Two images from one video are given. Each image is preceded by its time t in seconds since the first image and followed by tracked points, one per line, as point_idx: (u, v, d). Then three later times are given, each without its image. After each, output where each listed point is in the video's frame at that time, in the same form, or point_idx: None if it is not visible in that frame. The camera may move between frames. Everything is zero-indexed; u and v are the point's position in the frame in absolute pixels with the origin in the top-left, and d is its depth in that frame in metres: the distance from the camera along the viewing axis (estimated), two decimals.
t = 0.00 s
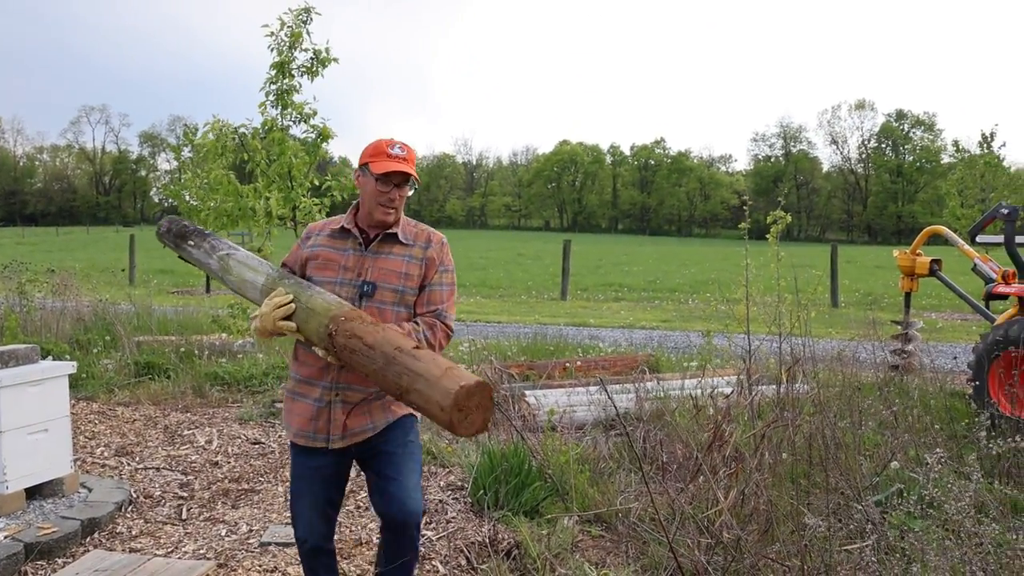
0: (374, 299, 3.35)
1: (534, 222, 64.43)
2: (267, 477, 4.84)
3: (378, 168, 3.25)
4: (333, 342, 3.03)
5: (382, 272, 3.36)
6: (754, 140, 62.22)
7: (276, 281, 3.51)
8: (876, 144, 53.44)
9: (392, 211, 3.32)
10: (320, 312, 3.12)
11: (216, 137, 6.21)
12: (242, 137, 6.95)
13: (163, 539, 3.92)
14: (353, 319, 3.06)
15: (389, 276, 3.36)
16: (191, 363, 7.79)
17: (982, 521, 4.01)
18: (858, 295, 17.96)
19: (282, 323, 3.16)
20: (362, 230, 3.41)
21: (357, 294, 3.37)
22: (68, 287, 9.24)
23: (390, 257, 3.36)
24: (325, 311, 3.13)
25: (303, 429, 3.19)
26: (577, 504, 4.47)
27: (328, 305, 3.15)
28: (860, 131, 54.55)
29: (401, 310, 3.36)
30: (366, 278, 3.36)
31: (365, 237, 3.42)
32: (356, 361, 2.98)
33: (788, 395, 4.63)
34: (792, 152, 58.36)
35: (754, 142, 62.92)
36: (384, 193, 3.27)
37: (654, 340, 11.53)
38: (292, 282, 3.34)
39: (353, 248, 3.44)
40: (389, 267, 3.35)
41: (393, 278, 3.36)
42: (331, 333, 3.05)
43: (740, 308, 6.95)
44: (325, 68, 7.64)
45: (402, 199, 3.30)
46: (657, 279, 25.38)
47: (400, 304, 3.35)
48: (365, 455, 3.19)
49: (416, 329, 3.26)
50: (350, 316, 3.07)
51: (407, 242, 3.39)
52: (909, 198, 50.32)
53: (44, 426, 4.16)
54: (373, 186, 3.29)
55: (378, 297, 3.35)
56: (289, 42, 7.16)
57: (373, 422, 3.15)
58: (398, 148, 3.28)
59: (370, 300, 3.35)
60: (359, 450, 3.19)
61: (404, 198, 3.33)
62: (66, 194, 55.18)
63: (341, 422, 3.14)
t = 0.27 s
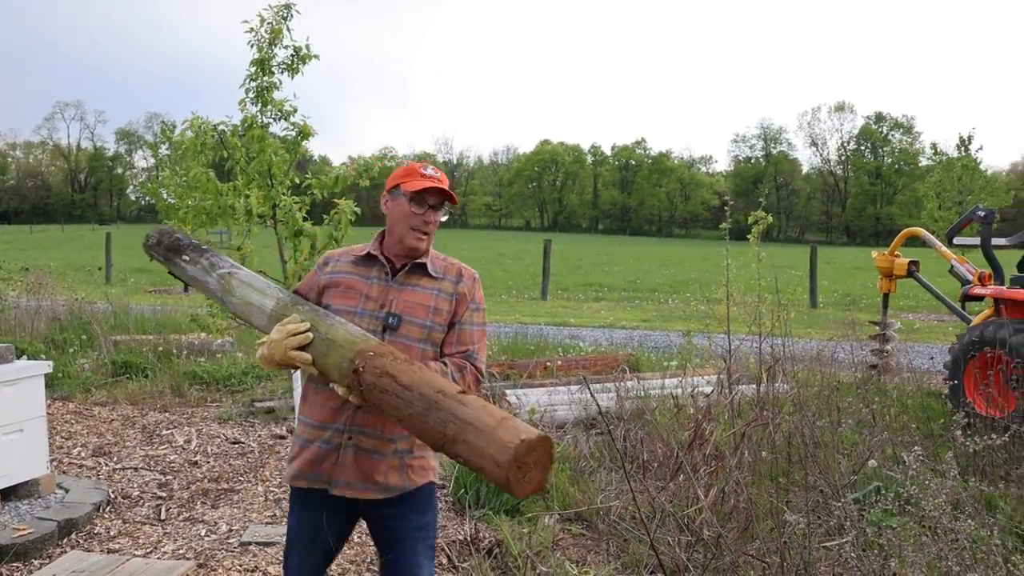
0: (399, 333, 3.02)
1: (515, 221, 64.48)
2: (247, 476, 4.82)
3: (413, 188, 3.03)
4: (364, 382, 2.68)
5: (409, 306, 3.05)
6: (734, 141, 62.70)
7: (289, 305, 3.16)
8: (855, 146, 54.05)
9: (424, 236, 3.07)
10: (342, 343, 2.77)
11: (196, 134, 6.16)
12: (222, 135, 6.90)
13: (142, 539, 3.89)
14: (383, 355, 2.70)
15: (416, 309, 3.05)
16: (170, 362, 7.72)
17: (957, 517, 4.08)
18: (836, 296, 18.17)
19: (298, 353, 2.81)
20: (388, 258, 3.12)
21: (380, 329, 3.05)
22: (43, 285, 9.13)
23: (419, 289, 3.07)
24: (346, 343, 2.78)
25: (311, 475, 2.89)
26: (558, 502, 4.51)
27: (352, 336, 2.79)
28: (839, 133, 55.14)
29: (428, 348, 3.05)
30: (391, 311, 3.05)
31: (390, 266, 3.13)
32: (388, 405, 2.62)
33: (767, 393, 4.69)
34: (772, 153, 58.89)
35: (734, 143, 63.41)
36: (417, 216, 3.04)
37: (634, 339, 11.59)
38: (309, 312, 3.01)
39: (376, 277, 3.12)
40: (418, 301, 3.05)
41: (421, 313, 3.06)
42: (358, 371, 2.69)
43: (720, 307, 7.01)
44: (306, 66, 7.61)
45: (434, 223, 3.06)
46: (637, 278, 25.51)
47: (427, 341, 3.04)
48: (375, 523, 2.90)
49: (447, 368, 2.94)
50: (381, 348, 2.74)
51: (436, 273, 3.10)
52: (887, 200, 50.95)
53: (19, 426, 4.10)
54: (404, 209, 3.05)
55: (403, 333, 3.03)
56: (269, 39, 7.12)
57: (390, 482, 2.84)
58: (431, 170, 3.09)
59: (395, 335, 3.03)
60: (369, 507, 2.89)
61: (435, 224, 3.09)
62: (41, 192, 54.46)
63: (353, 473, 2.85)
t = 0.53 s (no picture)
0: (404, 349, 2.99)
1: (469, 220, 64.23)
2: (195, 477, 4.75)
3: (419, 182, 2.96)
4: (385, 415, 2.60)
5: (412, 318, 3.01)
6: (688, 143, 63.53)
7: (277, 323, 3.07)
8: (806, 148, 55.22)
9: (427, 237, 3.01)
10: (349, 369, 2.73)
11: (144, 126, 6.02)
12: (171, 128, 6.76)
13: (83, 542, 3.84)
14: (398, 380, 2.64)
15: (420, 322, 3.01)
16: (113, 360, 7.52)
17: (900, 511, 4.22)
18: (785, 296, 18.56)
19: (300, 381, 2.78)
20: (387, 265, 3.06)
21: (384, 343, 3.00)
22: None
23: (422, 300, 3.03)
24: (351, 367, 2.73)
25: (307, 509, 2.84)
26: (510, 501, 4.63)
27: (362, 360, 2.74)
28: (791, 135, 56.25)
29: (434, 359, 3.03)
30: (394, 325, 3.00)
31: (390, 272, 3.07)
32: (409, 437, 2.54)
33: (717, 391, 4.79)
34: (725, 155, 59.83)
35: (688, 144, 64.26)
36: (423, 214, 2.98)
37: (586, 338, 11.67)
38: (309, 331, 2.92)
39: (374, 284, 3.05)
40: (422, 313, 3.01)
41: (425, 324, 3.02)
42: (369, 400, 2.64)
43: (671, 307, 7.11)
44: (257, 59, 7.49)
45: (438, 222, 3.02)
46: (591, 278, 25.68)
47: (432, 354, 3.02)
48: (378, 549, 2.92)
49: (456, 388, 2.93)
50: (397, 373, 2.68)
51: (439, 280, 3.06)
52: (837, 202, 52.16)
53: None
54: (409, 207, 2.98)
55: (408, 348, 2.99)
56: (220, 31, 6.99)
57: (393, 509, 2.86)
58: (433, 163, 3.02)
59: (400, 349, 2.99)
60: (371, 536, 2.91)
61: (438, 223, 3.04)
62: None
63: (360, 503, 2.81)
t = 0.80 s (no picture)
0: (391, 369, 2.88)
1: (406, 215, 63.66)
2: (123, 474, 4.79)
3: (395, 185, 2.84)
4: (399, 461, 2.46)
5: (397, 337, 2.90)
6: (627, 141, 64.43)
7: (242, 351, 2.87)
8: (743, 148, 56.66)
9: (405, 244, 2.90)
10: (342, 405, 2.58)
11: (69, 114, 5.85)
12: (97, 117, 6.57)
13: (8, 540, 3.97)
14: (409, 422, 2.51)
15: (406, 340, 2.91)
16: (37, 355, 7.29)
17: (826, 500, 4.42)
18: (720, 293, 19.02)
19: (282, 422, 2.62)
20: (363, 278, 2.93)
21: (369, 365, 2.87)
22: None
23: (406, 315, 2.92)
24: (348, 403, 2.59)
25: (294, 560, 2.73)
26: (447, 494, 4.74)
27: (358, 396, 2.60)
28: (728, 136, 57.59)
29: (422, 377, 2.94)
30: (378, 345, 2.88)
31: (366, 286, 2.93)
32: (443, 489, 2.41)
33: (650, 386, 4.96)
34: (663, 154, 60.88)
35: (626, 143, 65.16)
36: (401, 219, 2.86)
37: (525, 333, 11.78)
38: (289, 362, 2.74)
39: (349, 300, 2.91)
40: (406, 330, 2.91)
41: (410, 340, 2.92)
42: (378, 445, 2.50)
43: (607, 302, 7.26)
44: (189, 48, 7.34)
45: (416, 226, 2.90)
46: (529, 274, 25.85)
47: (420, 373, 2.93)
48: None
49: (449, 409, 2.87)
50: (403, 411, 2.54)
51: (420, 291, 2.98)
52: (771, 202, 53.64)
53: None
54: (385, 212, 2.85)
55: (396, 368, 2.88)
56: (149, 18, 6.82)
57: (384, 552, 2.80)
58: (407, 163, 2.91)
59: (386, 370, 2.88)
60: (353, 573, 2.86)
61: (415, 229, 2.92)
62: None
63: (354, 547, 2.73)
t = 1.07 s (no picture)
0: (404, 367, 2.87)
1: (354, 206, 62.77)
2: (61, 468, 4.81)
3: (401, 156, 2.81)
4: (452, 487, 2.42)
5: (406, 331, 2.89)
6: (578, 134, 64.81)
7: (234, 362, 2.73)
8: (693, 143, 57.51)
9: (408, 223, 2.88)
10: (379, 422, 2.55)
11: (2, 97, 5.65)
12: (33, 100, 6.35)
13: None
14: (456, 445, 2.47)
15: (415, 334, 2.91)
16: None
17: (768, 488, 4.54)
18: (668, 286, 19.31)
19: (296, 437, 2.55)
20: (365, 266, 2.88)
21: (380, 362, 2.84)
22: None
23: (413, 307, 2.92)
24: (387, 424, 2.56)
25: None
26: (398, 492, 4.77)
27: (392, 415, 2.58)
28: (678, 130, 58.34)
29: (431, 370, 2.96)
30: (386, 339, 2.85)
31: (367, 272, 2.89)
32: (516, 522, 2.35)
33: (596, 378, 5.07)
34: (614, 147, 61.43)
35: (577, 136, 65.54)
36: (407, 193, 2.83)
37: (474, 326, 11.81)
38: (302, 374, 2.66)
39: (352, 290, 2.85)
40: (415, 325, 2.91)
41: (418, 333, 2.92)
42: (427, 471, 2.46)
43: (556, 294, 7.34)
44: (131, 31, 7.14)
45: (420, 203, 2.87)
46: (479, 267, 25.88)
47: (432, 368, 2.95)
48: None
49: (468, 411, 2.97)
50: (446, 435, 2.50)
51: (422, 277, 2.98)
52: (720, 197, 54.57)
53: None
54: (389, 185, 2.82)
55: (408, 364, 2.88)
56: None
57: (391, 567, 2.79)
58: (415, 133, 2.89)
59: (398, 367, 2.87)
60: None
61: (420, 205, 2.89)
62: None
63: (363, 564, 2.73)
